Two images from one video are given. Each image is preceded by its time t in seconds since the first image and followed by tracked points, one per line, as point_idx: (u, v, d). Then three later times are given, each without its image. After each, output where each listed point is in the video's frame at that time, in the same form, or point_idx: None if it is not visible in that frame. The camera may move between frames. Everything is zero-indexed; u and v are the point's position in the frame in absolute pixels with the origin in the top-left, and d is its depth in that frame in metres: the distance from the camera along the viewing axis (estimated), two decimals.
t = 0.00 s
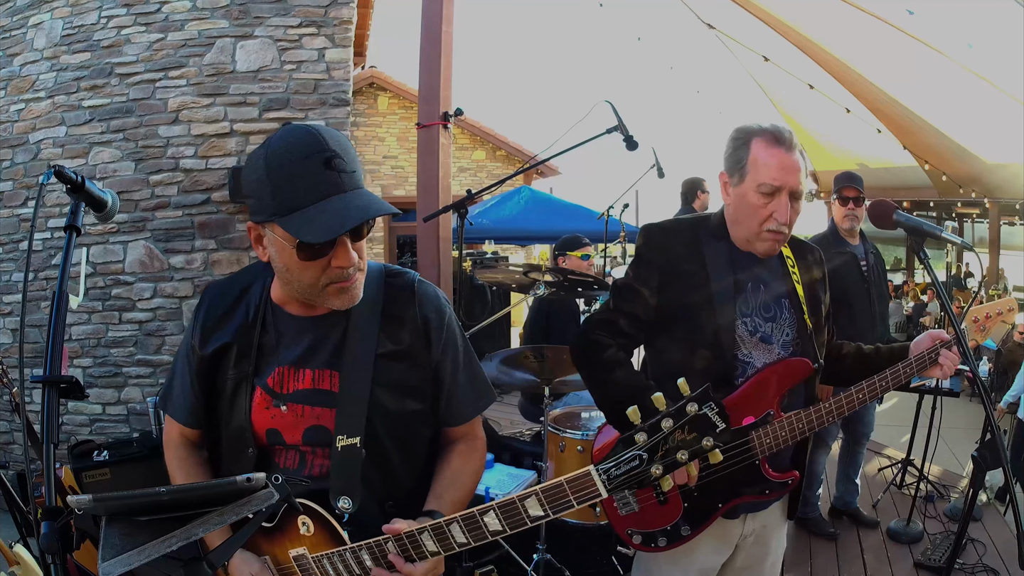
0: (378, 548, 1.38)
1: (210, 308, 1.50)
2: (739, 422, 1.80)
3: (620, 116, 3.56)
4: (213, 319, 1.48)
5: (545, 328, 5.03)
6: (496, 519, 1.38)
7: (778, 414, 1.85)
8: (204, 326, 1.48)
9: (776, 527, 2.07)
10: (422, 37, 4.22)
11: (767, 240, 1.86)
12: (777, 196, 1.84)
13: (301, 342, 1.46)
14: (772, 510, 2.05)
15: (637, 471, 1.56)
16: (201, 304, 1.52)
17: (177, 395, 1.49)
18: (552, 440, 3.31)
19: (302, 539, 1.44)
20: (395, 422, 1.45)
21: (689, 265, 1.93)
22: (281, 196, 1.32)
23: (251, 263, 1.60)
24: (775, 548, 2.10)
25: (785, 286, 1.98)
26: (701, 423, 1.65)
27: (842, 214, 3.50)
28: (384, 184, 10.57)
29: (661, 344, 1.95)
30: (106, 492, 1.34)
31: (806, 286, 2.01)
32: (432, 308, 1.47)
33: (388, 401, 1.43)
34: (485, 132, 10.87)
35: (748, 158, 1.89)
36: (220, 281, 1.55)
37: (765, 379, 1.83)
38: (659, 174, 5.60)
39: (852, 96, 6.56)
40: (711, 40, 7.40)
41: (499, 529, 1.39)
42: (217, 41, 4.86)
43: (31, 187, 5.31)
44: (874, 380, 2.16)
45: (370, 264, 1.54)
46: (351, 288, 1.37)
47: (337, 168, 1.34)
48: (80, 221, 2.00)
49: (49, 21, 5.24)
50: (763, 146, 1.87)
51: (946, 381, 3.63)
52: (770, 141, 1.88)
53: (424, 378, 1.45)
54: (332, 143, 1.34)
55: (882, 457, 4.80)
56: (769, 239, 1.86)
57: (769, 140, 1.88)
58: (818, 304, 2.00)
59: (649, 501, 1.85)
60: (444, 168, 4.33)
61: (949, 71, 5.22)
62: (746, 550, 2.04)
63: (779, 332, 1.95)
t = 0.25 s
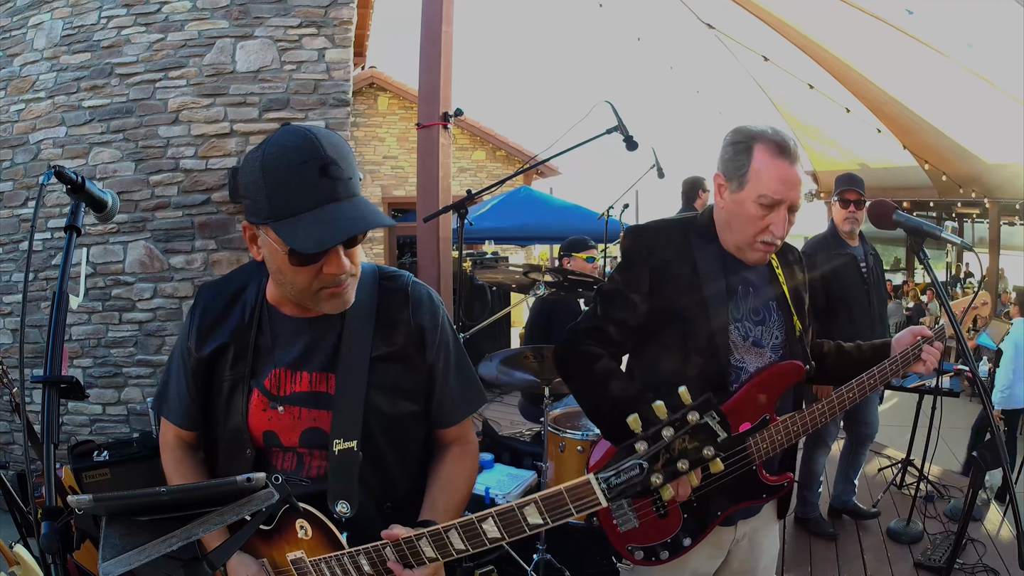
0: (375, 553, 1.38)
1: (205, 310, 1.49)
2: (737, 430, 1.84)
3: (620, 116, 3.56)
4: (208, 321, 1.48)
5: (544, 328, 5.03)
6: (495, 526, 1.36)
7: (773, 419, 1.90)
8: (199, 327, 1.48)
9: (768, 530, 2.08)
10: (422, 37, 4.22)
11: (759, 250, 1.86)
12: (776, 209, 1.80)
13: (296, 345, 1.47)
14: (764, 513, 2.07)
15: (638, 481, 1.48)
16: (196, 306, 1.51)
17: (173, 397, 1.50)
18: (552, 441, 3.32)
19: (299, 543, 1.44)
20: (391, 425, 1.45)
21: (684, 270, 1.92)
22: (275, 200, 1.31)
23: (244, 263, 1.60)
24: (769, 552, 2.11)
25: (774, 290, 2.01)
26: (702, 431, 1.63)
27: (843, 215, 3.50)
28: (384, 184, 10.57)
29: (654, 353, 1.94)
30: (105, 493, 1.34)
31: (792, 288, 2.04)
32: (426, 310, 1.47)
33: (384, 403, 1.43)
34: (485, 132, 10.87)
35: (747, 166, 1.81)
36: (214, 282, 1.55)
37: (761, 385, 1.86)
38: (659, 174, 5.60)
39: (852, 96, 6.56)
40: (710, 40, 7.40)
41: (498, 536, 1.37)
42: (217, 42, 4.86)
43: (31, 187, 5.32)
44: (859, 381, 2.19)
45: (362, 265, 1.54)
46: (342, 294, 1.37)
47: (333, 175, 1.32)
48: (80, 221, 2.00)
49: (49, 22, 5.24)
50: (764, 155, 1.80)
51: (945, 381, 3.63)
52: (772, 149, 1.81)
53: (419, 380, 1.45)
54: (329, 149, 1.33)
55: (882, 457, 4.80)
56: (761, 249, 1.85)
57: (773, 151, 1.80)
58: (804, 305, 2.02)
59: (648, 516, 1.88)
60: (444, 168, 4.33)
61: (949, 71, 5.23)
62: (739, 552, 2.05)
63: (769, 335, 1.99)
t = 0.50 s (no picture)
0: (380, 551, 1.39)
1: (206, 310, 1.49)
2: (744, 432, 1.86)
3: (620, 116, 3.56)
4: (209, 321, 1.48)
5: (545, 328, 5.03)
6: (501, 524, 1.41)
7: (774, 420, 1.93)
8: (201, 327, 1.48)
9: (762, 531, 2.09)
10: (422, 37, 4.22)
11: (768, 248, 1.88)
12: (786, 207, 1.81)
13: (298, 344, 1.47)
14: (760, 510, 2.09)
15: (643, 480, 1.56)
16: (197, 306, 1.51)
17: (175, 397, 1.49)
18: (552, 441, 3.32)
19: (303, 542, 1.44)
20: (393, 423, 1.44)
21: (686, 272, 1.91)
22: (256, 214, 1.29)
23: (243, 263, 1.60)
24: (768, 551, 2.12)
25: (768, 294, 2.06)
26: (708, 431, 1.62)
27: (843, 215, 3.50)
28: (384, 184, 10.57)
29: (654, 360, 1.91)
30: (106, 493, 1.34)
31: (783, 291, 2.12)
32: (427, 308, 1.46)
33: (386, 401, 1.43)
34: (485, 131, 10.87)
35: (756, 166, 1.82)
36: (214, 282, 1.54)
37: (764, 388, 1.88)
38: (659, 174, 5.60)
39: (852, 96, 6.55)
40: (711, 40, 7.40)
41: (505, 535, 1.42)
42: (217, 42, 4.86)
43: (31, 187, 5.31)
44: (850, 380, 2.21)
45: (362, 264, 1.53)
46: (313, 309, 1.35)
47: (315, 202, 1.27)
48: (80, 221, 2.00)
49: (49, 21, 5.24)
50: (769, 153, 1.83)
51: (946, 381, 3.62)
52: (775, 148, 1.84)
53: (419, 378, 1.45)
54: (318, 174, 1.27)
55: (882, 457, 4.80)
56: (770, 248, 1.88)
57: (775, 149, 1.83)
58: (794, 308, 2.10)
59: (660, 524, 1.87)
60: (444, 168, 4.32)
61: (949, 71, 5.22)
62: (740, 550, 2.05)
63: (766, 337, 2.02)
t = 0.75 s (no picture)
0: (377, 549, 1.39)
1: (211, 309, 1.50)
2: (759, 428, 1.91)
3: (620, 116, 3.56)
4: (213, 321, 1.48)
5: (545, 328, 5.03)
6: (497, 522, 1.40)
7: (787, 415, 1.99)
8: (205, 326, 1.48)
9: (766, 526, 2.12)
10: (422, 37, 4.21)
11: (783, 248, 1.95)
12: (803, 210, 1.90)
13: (301, 343, 1.47)
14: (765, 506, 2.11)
15: (640, 475, 1.51)
16: (201, 306, 1.51)
17: (179, 396, 1.50)
18: (552, 440, 3.32)
19: (303, 540, 1.44)
20: (395, 423, 1.44)
21: (700, 271, 1.90)
22: (253, 219, 1.29)
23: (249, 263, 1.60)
24: (768, 543, 2.14)
25: (772, 293, 2.11)
26: (707, 427, 1.56)
27: (845, 216, 3.50)
28: (384, 184, 10.57)
29: (675, 361, 1.89)
30: (107, 492, 1.34)
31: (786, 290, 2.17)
32: (429, 308, 1.46)
33: (388, 401, 1.43)
34: (485, 131, 10.86)
35: (782, 169, 1.88)
36: (218, 281, 1.54)
37: (777, 387, 1.91)
38: (659, 174, 5.60)
39: (852, 96, 6.55)
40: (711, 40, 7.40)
41: (499, 531, 1.41)
42: (217, 41, 4.86)
43: (31, 187, 5.31)
44: (850, 375, 2.23)
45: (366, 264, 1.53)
46: (313, 312, 1.35)
47: (311, 209, 1.27)
48: (80, 221, 2.00)
49: (49, 21, 5.24)
50: (792, 157, 1.90)
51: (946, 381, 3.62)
52: (794, 151, 1.92)
53: (422, 378, 1.45)
54: (315, 180, 1.26)
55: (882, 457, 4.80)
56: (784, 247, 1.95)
57: (796, 153, 1.90)
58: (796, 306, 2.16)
59: (686, 526, 1.89)
60: (444, 168, 4.32)
61: (950, 71, 5.22)
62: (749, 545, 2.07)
63: (774, 334, 2.04)
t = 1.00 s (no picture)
0: (377, 546, 1.39)
1: (212, 307, 1.50)
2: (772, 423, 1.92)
3: (620, 116, 3.56)
4: (214, 318, 1.48)
5: (545, 328, 5.03)
6: (495, 519, 1.40)
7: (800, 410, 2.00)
8: (205, 324, 1.48)
9: (780, 520, 2.13)
10: (422, 37, 4.21)
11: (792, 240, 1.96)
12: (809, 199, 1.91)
13: (302, 341, 1.47)
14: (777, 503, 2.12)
15: (638, 473, 1.51)
16: (203, 304, 1.51)
17: (181, 394, 1.50)
18: (552, 440, 3.31)
19: (304, 538, 1.43)
20: (395, 421, 1.44)
21: (710, 270, 1.91)
22: (250, 217, 1.29)
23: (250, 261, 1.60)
24: (780, 539, 2.15)
25: (781, 288, 2.10)
26: (702, 423, 1.55)
27: (846, 216, 3.50)
28: (384, 184, 10.58)
29: (687, 359, 1.90)
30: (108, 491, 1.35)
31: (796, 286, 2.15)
32: (429, 307, 1.46)
33: (388, 399, 1.43)
34: (485, 132, 10.87)
35: (786, 162, 1.89)
36: (220, 280, 1.55)
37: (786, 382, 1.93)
38: (659, 174, 5.60)
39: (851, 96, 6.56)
40: (710, 40, 7.40)
41: (498, 528, 1.40)
42: (217, 42, 4.86)
43: (31, 187, 5.32)
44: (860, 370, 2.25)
45: (367, 263, 1.53)
46: (312, 310, 1.36)
47: (306, 209, 1.27)
48: (81, 221, 2.00)
49: (49, 22, 5.24)
50: (794, 148, 1.92)
51: (946, 380, 3.62)
52: (796, 143, 1.94)
53: (422, 376, 1.45)
54: (310, 180, 1.26)
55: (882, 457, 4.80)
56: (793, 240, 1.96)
57: (797, 145, 1.92)
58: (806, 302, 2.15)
59: (699, 519, 1.89)
60: (444, 168, 4.33)
61: (949, 71, 5.23)
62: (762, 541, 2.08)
63: (784, 331, 2.04)
